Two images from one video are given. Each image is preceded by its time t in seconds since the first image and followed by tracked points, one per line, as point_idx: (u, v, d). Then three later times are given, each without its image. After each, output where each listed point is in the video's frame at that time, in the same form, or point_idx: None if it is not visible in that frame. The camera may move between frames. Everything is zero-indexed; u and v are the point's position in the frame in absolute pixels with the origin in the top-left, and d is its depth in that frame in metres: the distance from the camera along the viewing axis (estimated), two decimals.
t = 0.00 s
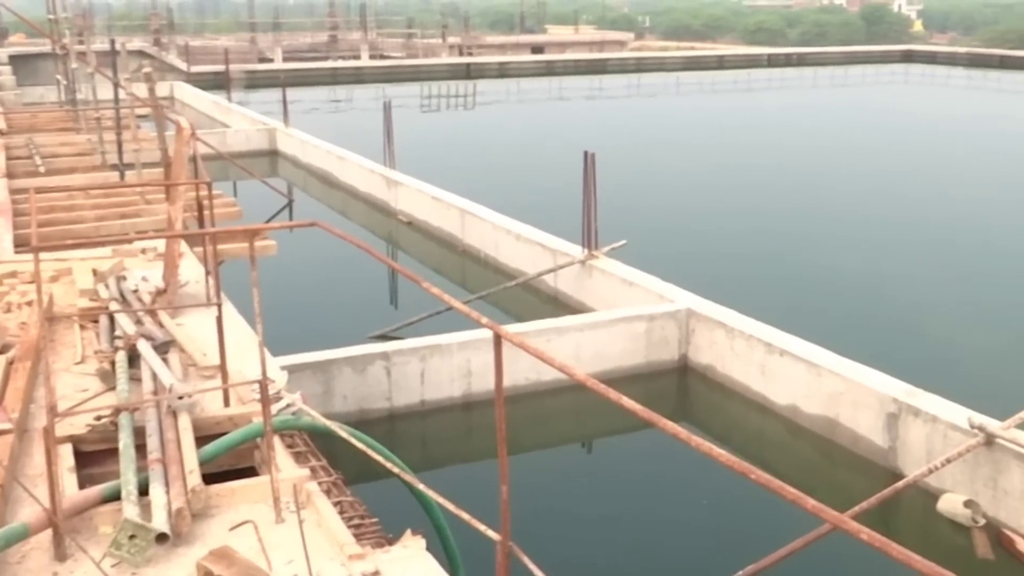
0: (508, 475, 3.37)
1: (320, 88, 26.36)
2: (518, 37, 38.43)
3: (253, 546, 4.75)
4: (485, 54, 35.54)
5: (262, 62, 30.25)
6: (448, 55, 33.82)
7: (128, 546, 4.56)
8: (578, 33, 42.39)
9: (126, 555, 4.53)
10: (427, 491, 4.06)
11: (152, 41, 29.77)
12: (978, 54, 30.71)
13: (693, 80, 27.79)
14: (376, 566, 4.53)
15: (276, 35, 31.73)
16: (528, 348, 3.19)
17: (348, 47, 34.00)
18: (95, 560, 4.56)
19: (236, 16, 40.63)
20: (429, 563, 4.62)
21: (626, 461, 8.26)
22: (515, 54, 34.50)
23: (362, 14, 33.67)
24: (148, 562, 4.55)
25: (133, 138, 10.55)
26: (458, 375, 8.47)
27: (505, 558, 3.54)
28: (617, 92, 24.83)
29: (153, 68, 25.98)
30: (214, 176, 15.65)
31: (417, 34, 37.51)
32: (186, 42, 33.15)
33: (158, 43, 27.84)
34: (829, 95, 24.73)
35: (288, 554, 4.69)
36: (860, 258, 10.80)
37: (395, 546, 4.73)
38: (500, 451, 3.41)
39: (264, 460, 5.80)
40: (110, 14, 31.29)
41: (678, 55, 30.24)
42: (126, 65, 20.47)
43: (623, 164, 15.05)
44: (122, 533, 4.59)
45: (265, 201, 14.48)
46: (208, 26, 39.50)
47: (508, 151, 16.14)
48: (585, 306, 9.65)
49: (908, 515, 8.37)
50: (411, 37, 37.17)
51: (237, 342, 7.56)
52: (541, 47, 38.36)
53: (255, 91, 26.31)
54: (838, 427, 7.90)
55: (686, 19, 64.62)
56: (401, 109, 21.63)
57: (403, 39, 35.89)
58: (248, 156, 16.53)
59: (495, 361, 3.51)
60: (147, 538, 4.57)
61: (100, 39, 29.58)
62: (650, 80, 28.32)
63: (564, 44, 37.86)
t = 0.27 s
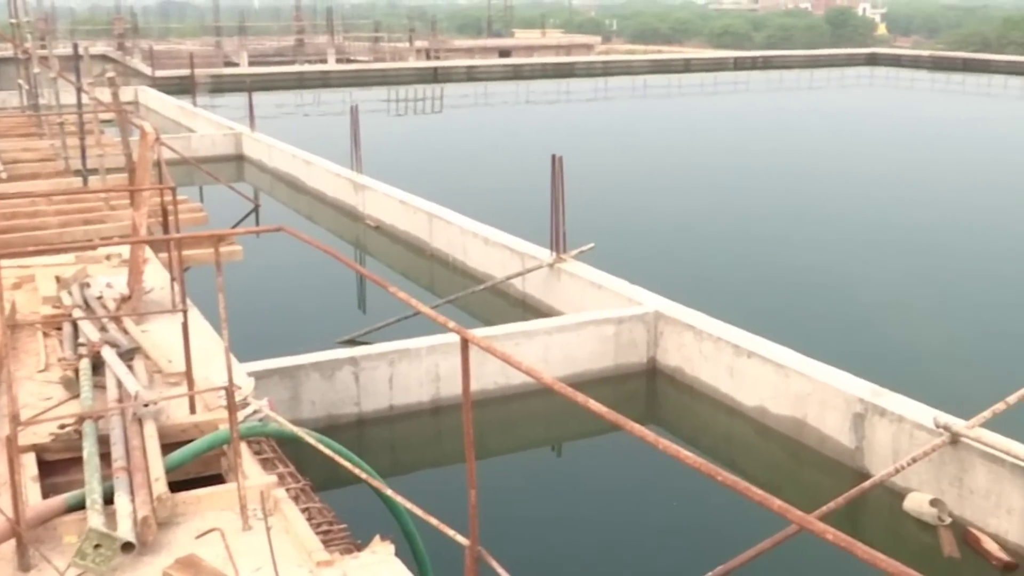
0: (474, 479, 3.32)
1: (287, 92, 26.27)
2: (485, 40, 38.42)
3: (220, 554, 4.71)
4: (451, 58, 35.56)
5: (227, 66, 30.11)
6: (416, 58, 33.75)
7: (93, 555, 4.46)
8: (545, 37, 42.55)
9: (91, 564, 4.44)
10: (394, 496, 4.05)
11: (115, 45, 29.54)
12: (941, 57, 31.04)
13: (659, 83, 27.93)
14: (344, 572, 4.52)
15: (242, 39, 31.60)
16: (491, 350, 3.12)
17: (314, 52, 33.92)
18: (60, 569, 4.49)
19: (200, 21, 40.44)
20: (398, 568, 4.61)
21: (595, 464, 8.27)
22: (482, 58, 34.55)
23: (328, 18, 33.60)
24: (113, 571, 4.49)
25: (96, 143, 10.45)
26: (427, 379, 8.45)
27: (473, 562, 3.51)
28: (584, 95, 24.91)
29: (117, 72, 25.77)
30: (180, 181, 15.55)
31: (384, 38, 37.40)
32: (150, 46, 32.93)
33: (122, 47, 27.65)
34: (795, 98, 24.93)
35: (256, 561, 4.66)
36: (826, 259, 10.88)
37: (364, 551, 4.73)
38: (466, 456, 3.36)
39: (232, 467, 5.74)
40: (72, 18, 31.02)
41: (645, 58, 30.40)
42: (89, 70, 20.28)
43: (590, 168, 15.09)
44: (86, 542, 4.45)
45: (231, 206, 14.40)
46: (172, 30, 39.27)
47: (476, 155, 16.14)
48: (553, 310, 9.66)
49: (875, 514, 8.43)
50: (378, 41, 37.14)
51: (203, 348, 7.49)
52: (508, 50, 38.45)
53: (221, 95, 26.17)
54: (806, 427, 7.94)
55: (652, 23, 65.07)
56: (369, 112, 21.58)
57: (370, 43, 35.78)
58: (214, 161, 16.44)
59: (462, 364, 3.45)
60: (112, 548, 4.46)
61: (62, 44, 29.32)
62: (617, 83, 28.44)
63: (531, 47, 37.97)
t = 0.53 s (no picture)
0: (443, 483, 3.33)
1: (255, 97, 26.15)
2: (453, 44, 38.43)
3: (187, 563, 4.66)
4: (420, 62, 35.52)
5: (194, 71, 29.93)
6: (383, 63, 33.69)
7: (58, 566, 4.31)
8: (513, 40, 42.60)
9: None
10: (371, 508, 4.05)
11: (79, 50, 29.30)
12: (905, 60, 31.38)
13: (627, 87, 28.05)
14: None
15: (208, 43, 31.43)
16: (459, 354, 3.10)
17: (281, 56, 33.79)
18: None
19: (165, 25, 40.19)
20: None
21: (566, 466, 8.28)
22: (451, 62, 34.54)
23: (296, 22, 33.48)
24: None
25: (60, 149, 10.36)
26: (396, 384, 8.43)
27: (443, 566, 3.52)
28: (553, 99, 24.96)
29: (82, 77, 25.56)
30: (146, 186, 15.45)
31: (352, 42, 37.30)
32: (115, 51, 32.69)
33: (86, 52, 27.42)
34: (763, 101, 25.10)
35: (223, 570, 4.62)
36: (793, 261, 10.96)
37: (334, 557, 4.65)
38: (436, 460, 3.36)
39: (199, 475, 5.69)
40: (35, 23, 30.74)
41: (613, 62, 30.50)
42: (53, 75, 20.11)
43: (559, 171, 15.12)
44: (51, 552, 4.30)
45: (197, 211, 14.33)
46: (136, 35, 38.99)
47: (445, 159, 16.13)
48: (523, 313, 9.67)
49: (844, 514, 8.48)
50: (345, 45, 37.05)
51: (170, 354, 7.42)
52: (477, 54, 38.46)
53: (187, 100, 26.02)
54: (775, 429, 7.99)
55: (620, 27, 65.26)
56: (336, 117, 21.53)
57: (337, 48, 35.68)
58: (181, 166, 16.35)
59: (431, 369, 3.45)
60: (78, 557, 4.33)
61: (25, 48, 29.04)
62: (585, 87, 28.52)
63: (499, 51, 38.00)
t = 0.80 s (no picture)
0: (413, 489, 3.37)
1: (222, 101, 26.02)
2: (420, 48, 38.40)
3: (154, 570, 4.59)
4: (387, 65, 35.46)
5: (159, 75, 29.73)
6: (351, 66, 33.61)
7: None
8: (481, 44, 42.64)
9: None
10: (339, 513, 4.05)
11: (42, 54, 29.02)
12: (870, 63, 31.70)
13: (595, 90, 28.16)
14: None
15: (174, 47, 31.23)
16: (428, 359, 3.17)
17: (248, 60, 33.64)
18: None
19: (129, 30, 39.90)
20: None
21: (536, 470, 8.27)
22: (418, 65, 34.51)
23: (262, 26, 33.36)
24: None
25: (23, 154, 10.25)
26: (365, 390, 8.41)
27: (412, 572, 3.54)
28: (522, 102, 25.01)
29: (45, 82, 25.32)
30: (111, 191, 15.34)
31: (319, 46, 37.18)
32: (78, 55, 32.40)
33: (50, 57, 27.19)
34: (730, 104, 25.25)
35: None
36: (761, 262, 11.03)
37: (302, 564, 4.57)
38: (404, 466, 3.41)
39: (166, 482, 5.62)
40: None
41: (581, 65, 30.59)
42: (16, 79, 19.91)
43: (527, 174, 15.15)
44: (15, 562, 4.06)
45: (163, 216, 14.25)
46: (100, 39, 38.70)
47: (413, 162, 16.12)
48: (492, 317, 9.66)
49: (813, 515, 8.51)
50: (312, 49, 36.95)
51: (135, 360, 7.35)
52: (445, 59, 38.46)
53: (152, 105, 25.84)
54: (743, 430, 8.02)
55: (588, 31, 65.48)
56: (304, 121, 21.46)
57: (305, 52, 35.55)
58: (146, 171, 16.25)
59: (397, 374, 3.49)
60: (42, 568, 4.10)
61: None
62: (553, 90, 28.59)
63: (467, 54, 38.03)
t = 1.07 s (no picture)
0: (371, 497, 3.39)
1: (178, 107, 25.79)
2: (379, 53, 38.30)
3: None
4: (346, 70, 35.35)
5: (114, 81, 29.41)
6: (309, 71, 33.45)
7: None
8: (439, 49, 42.63)
9: None
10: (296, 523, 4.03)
11: None
12: (826, 67, 32.06)
13: (554, 94, 28.24)
14: None
15: (129, 52, 30.92)
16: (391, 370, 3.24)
17: (204, 65, 33.37)
18: None
19: (82, 36, 39.43)
20: None
21: (499, 474, 8.26)
22: (377, 70, 34.44)
23: (218, 31, 33.11)
24: None
25: None
26: (325, 397, 8.37)
27: None
28: (481, 106, 25.02)
29: None
30: (65, 198, 15.15)
31: (276, 51, 36.97)
32: (30, 60, 31.96)
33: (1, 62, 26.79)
34: (688, 107, 25.43)
35: None
36: (719, 265, 11.11)
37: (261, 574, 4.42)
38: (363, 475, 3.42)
39: (121, 493, 5.55)
40: None
41: (540, 70, 30.68)
42: None
43: (486, 179, 15.16)
44: None
45: (118, 223, 14.10)
46: (52, 44, 38.18)
47: (372, 167, 16.08)
48: (452, 322, 9.65)
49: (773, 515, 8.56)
50: (270, 54, 36.74)
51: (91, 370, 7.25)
52: (404, 63, 38.41)
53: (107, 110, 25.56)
54: (704, 432, 8.07)
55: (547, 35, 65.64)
56: (261, 126, 21.32)
57: (262, 57, 35.33)
58: (101, 177, 16.08)
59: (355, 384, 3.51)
60: None
61: None
62: (512, 94, 28.64)
63: (426, 59, 38.03)
